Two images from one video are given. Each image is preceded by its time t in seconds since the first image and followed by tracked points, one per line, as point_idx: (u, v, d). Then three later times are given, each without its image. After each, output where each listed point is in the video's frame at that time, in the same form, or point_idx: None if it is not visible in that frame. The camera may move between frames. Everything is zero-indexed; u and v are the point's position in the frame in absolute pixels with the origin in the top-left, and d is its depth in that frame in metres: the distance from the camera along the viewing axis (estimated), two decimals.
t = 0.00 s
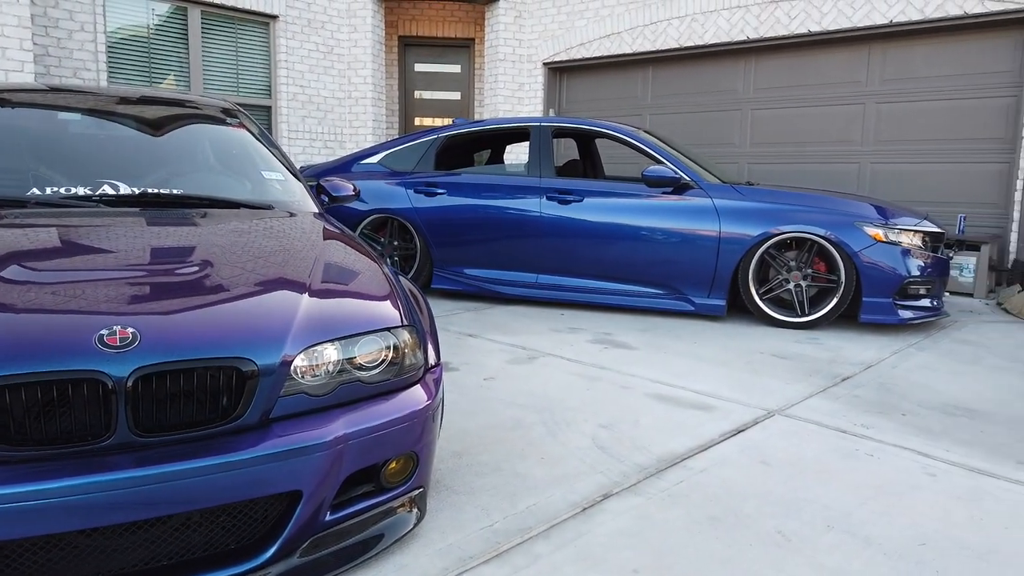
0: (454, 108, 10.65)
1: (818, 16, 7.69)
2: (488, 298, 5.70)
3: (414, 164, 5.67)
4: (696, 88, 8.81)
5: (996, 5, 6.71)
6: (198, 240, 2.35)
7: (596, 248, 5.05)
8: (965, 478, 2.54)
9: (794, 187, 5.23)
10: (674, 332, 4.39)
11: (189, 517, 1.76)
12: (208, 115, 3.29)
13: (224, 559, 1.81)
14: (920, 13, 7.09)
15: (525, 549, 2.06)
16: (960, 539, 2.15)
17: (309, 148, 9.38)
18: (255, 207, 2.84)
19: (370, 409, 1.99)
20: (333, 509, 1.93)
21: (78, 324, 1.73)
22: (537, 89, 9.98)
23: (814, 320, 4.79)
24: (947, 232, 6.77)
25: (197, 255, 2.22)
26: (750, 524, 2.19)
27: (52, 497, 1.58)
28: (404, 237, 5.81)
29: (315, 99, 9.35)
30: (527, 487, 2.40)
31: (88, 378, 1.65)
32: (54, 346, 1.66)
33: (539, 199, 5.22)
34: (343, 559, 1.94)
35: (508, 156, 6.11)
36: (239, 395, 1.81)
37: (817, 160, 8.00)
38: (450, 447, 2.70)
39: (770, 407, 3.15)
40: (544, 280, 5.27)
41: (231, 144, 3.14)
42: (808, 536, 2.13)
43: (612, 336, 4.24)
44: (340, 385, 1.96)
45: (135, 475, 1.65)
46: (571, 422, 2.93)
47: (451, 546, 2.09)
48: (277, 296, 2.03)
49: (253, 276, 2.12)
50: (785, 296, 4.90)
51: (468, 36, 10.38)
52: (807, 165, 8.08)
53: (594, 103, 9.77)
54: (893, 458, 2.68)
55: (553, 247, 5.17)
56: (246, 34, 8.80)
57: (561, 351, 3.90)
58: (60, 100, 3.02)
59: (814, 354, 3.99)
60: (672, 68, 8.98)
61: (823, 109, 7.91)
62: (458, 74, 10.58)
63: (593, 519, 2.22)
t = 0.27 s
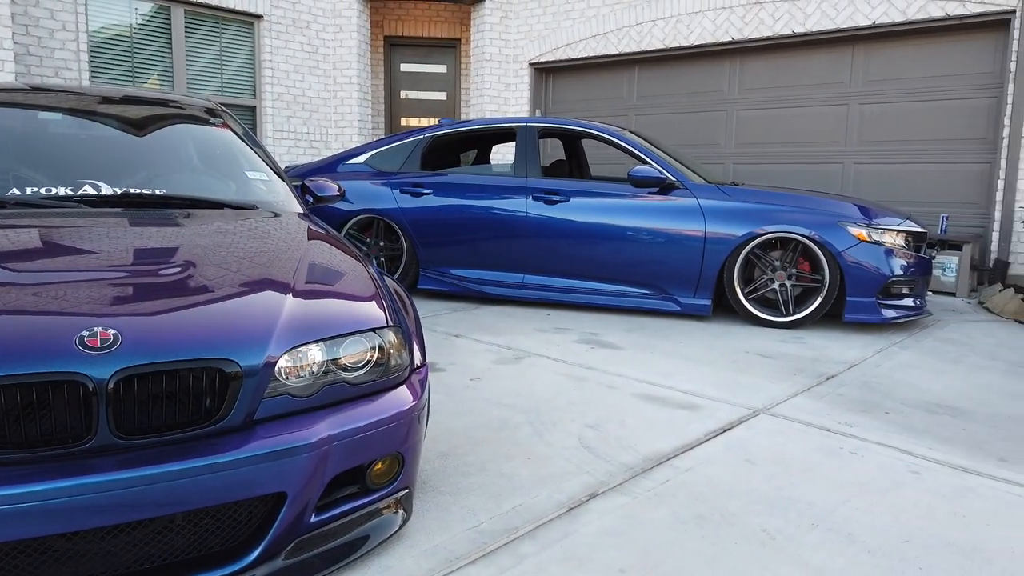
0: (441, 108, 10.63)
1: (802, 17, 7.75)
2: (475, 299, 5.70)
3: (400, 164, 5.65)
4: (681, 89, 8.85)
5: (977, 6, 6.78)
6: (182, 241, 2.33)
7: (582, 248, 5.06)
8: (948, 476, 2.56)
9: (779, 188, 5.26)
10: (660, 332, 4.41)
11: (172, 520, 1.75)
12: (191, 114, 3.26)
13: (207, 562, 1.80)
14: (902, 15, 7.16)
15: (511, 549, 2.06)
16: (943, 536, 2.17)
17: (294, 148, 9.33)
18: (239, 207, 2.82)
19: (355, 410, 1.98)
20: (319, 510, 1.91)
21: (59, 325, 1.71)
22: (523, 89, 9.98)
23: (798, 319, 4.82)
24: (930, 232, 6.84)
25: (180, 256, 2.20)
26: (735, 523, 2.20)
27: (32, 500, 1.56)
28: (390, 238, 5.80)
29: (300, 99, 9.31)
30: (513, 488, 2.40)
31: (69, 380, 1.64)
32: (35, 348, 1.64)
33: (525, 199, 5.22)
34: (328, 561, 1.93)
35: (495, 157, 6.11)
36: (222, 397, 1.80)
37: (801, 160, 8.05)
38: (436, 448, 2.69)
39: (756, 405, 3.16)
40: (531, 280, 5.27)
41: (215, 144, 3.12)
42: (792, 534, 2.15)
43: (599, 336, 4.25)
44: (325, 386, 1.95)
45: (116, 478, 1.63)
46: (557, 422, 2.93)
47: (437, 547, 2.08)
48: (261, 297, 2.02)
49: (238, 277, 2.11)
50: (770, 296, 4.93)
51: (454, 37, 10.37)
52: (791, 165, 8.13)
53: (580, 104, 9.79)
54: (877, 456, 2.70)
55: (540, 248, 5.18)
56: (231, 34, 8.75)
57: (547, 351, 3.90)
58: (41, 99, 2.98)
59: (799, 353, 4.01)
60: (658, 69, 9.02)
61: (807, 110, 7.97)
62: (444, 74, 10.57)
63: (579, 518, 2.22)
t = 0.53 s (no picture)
0: (428, 108, 10.61)
1: (788, 18, 7.80)
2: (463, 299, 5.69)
3: (387, 164, 5.64)
4: (668, 90, 8.88)
5: (960, 8, 6.85)
6: (167, 241, 2.31)
7: (570, 248, 5.07)
8: (932, 474, 2.58)
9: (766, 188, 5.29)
10: (647, 332, 4.42)
11: (156, 522, 1.73)
12: (176, 114, 3.24)
13: (191, 565, 1.78)
14: (887, 16, 7.22)
15: (498, 549, 2.06)
16: (927, 533, 2.18)
17: (281, 148, 9.29)
18: (224, 207, 2.81)
19: (340, 411, 1.96)
20: (304, 512, 1.90)
21: (40, 326, 1.69)
22: (510, 89, 9.98)
23: (784, 319, 4.85)
24: (914, 232, 6.89)
25: (165, 256, 2.19)
26: (721, 521, 2.21)
27: (13, 503, 1.54)
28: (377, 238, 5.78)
29: (286, 99, 9.26)
30: (500, 488, 2.40)
31: (50, 381, 1.62)
32: (16, 350, 1.62)
33: (513, 199, 5.22)
34: (313, 563, 1.92)
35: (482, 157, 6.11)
36: (206, 398, 1.78)
37: (787, 161, 8.10)
38: (423, 449, 2.68)
39: (742, 404, 3.18)
40: (519, 280, 5.27)
41: (199, 144, 3.10)
42: (778, 533, 2.16)
43: (586, 336, 4.25)
44: (310, 387, 1.94)
45: (99, 480, 1.62)
46: (545, 421, 2.93)
47: (424, 548, 2.07)
48: (245, 297, 2.00)
49: (223, 277, 2.10)
50: (756, 295, 4.95)
51: (441, 37, 10.35)
52: (778, 165, 8.17)
53: (568, 104, 9.80)
54: (862, 454, 2.72)
55: (528, 248, 5.18)
56: (216, 34, 8.70)
57: (535, 351, 3.90)
58: (23, 98, 2.95)
59: (785, 353, 4.03)
60: (645, 69, 9.05)
61: (793, 110, 8.02)
62: (432, 74, 10.55)
63: (566, 518, 2.22)
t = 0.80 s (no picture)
0: (415, 108, 10.58)
1: (773, 19, 7.84)
2: (450, 299, 5.68)
3: (373, 164, 5.62)
4: (654, 90, 8.91)
5: (943, 9, 6.91)
6: (150, 242, 2.30)
7: (556, 248, 5.07)
8: (916, 471, 2.60)
9: (752, 188, 5.31)
10: (634, 332, 4.43)
11: (138, 525, 1.72)
12: (158, 114, 3.21)
13: (174, 568, 1.76)
14: (871, 17, 7.28)
15: (483, 550, 2.06)
16: (909, 530, 2.20)
17: (266, 148, 9.24)
18: (207, 208, 2.79)
19: (325, 412, 1.96)
20: (289, 514, 1.89)
21: (20, 328, 1.68)
22: (497, 89, 9.97)
23: (770, 318, 4.88)
24: (898, 232, 6.94)
25: (147, 256, 2.17)
26: (706, 520, 2.22)
27: None
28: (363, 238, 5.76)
29: (271, 98, 9.21)
30: (486, 488, 2.40)
31: (30, 384, 1.61)
32: None
33: (499, 199, 5.22)
34: (298, 565, 1.91)
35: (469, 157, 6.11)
36: (189, 400, 1.77)
37: (772, 161, 8.14)
38: (409, 449, 2.68)
39: (728, 404, 3.19)
40: (505, 280, 5.27)
41: (183, 144, 3.07)
42: (762, 531, 2.17)
43: (573, 336, 4.26)
44: (295, 389, 1.93)
45: (79, 483, 1.60)
46: (531, 421, 2.93)
47: (409, 549, 2.07)
48: (230, 298, 1.99)
49: (208, 278, 2.08)
50: (742, 295, 4.97)
51: (428, 36, 10.33)
52: (763, 165, 8.21)
53: (554, 105, 9.81)
54: (846, 452, 2.74)
55: (515, 248, 5.18)
56: (201, 33, 8.64)
57: (521, 351, 3.90)
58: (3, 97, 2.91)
59: (770, 352, 4.05)
60: (631, 69, 9.07)
61: (778, 111, 8.06)
62: (418, 74, 10.52)
63: (553, 518, 2.22)
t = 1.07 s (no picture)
0: (403, 107, 10.55)
1: (759, 19, 7.88)
2: (437, 299, 5.67)
3: (360, 164, 5.60)
4: (641, 90, 8.94)
5: (927, 10, 6.97)
6: (135, 242, 2.28)
7: (544, 248, 5.07)
8: (900, 469, 2.62)
9: (738, 188, 5.33)
10: (622, 331, 4.44)
11: (121, 528, 1.70)
12: (142, 113, 3.19)
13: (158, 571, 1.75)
14: (856, 18, 7.33)
15: (470, 550, 2.05)
16: (894, 527, 2.22)
17: (252, 148, 9.20)
18: (192, 207, 2.77)
19: (310, 414, 1.95)
20: (274, 516, 1.88)
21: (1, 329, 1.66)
22: (485, 89, 9.96)
23: (756, 317, 4.90)
24: (883, 231, 6.99)
25: (131, 257, 2.15)
26: (693, 519, 2.22)
27: None
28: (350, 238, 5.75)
29: (257, 98, 9.16)
30: (473, 488, 2.40)
31: (10, 386, 1.59)
32: None
33: (487, 199, 5.22)
34: (284, 567, 1.90)
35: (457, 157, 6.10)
36: (172, 401, 1.76)
37: (758, 161, 8.18)
38: (396, 450, 2.67)
39: (714, 402, 3.20)
40: (493, 280, 5.27)
41: (167, 143, 3.05)
42: (748, 529, 2.18)
43: (560, 336, 4.26)
44: (280, 390, 1.92)
45: (60, 486, 1.59)
46: (519, 421, 2.93)
47: (396, 550, 2.06)
48: (214, 299, 1.98)
49: (192, 278, 2.07)
50: (729, 294, 4.99)
51: (415, 36, 10.31)
52: (749, 165, 8.24)
53: (542, 104, 9.81)
54: (832, 450, 2.76)
55: (503, 247, 5.18)
56: (186, 31, 8.58)
57: (509, 351, 3.90)
58: None
59: (756, 351, 4.07)
60: (619, 69, 9.09)
61: (764, 111, 8.10)
62: (405, 73, 10.50)
63: (540, 518, 2.22)
